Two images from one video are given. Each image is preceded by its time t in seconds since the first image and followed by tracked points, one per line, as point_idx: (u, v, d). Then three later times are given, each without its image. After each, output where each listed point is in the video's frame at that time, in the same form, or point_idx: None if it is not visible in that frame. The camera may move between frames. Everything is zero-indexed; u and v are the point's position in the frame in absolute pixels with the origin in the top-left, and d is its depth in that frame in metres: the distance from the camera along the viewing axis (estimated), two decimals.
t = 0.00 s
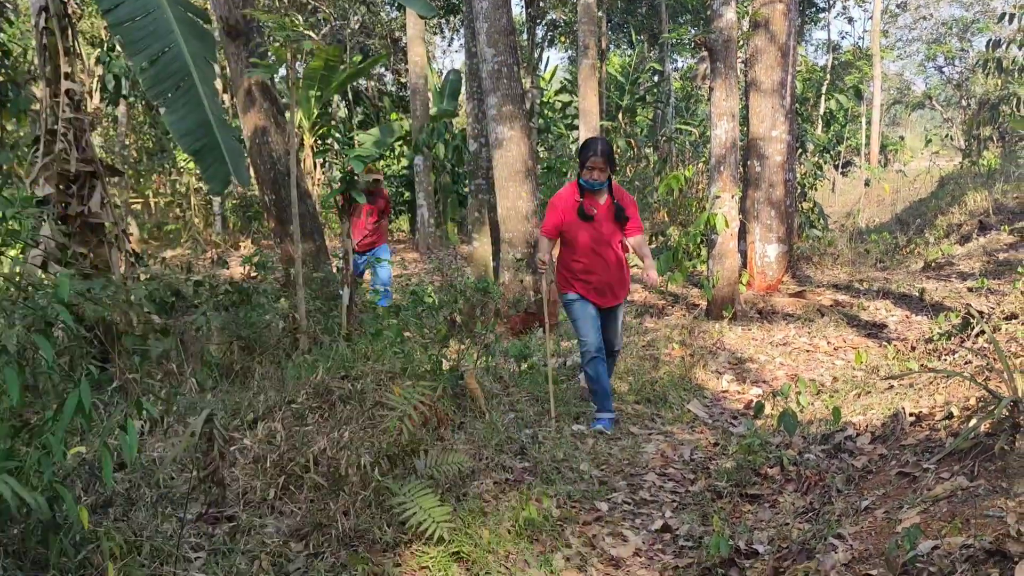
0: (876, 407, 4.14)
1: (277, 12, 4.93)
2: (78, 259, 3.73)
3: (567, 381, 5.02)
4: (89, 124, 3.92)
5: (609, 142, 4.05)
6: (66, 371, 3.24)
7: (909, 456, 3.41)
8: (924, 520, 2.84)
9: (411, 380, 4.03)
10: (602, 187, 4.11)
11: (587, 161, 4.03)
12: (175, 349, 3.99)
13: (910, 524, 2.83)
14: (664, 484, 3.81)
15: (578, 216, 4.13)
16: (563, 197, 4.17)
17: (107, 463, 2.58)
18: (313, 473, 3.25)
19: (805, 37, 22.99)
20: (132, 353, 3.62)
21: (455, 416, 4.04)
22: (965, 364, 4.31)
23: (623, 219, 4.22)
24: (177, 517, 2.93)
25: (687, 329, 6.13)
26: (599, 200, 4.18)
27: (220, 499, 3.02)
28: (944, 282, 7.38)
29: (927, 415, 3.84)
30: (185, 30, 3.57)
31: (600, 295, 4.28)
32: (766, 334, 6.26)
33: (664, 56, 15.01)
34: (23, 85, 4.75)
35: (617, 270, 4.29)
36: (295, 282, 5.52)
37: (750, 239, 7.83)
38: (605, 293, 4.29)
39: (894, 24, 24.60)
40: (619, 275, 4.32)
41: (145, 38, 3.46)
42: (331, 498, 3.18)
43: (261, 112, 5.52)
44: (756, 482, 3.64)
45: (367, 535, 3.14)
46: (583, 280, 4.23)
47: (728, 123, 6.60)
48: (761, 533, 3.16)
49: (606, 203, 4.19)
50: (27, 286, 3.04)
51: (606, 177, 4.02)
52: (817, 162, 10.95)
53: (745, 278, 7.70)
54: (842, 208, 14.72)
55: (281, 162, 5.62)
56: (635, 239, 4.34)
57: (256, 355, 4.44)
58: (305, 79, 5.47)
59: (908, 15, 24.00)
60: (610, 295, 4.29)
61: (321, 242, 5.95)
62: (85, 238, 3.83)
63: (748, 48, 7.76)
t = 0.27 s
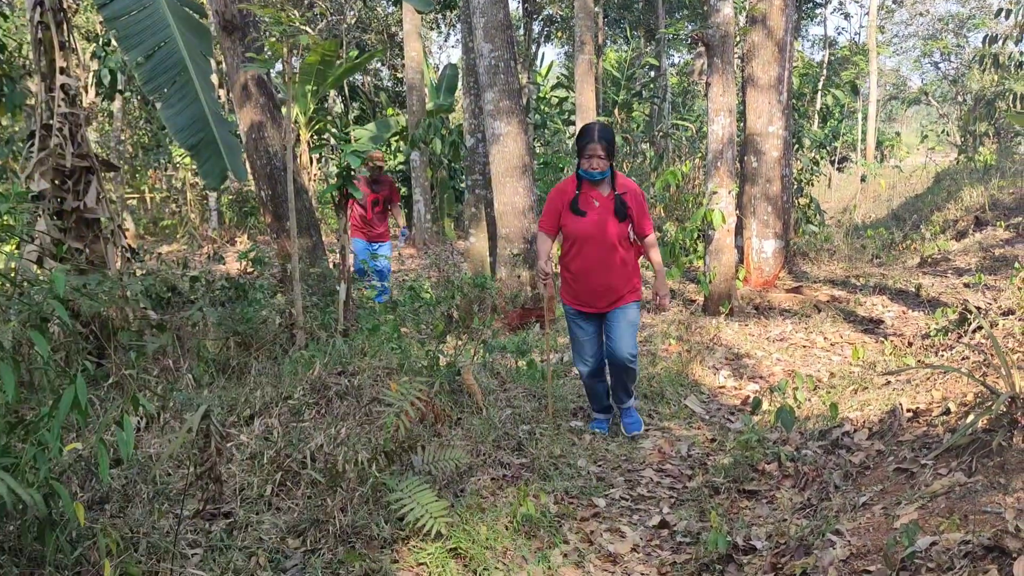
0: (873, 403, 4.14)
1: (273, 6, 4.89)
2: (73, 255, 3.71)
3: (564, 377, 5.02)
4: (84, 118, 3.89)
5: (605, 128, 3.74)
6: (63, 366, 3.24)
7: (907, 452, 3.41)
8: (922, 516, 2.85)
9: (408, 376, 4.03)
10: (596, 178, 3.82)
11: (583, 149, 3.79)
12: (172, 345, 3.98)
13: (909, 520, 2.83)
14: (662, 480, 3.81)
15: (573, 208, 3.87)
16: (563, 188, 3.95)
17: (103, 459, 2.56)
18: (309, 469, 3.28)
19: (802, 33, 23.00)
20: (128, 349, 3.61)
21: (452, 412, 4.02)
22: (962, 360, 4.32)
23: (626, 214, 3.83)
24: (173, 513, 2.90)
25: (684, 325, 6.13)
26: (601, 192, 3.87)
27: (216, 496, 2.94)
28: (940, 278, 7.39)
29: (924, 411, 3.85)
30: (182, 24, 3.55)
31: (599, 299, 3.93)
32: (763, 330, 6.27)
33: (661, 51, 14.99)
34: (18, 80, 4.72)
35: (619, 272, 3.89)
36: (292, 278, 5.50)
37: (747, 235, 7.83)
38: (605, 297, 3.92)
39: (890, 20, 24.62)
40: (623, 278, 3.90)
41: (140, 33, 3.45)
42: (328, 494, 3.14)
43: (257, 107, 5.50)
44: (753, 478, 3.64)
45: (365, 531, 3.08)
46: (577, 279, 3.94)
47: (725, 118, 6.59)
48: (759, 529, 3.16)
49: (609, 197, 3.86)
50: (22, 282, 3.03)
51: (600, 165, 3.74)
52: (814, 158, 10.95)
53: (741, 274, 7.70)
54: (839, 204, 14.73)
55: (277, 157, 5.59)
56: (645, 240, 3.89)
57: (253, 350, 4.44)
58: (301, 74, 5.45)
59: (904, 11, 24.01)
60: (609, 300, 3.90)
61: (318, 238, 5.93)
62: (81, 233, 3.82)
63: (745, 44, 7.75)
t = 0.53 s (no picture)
0: (872, 401, 4.14)
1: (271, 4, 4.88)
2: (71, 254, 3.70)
3: (563, 375, 5.01)
4: (81, 116, 3.87)
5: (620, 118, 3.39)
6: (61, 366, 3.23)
7: (906, 451, 3.41)
8: (921, 515, 2.85)
9: (406, 375, 4.02)
10: (608, 175, 3.43)
11: (593, 142, 3.42)
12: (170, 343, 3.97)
13: (908, 519, 2.83)
14: (660, 479, 3.81)
15: (580, 206, 3.47)
16: (569, 185, 3.56)
17: (101, 459, 2.55)
18: (308, 468, 3.27)
19: (799, 31, 23.01)
20: (126, 348, 3.60)
21: (451, 411, 4.01)
22: (961, 358, 4.32)
23: (640, 217, 3.45)
24: (171, 513, 2.90)
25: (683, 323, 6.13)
26: (612, 191, 3.48)
27: (215, 495, 2.93)
28: (938, 276, 7.40)
29: (923, 410, 3.85)
30: (179, 22, 3.54)
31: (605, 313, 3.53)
32: (761, 328, 6.27)
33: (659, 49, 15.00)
34: (15, 79, 4.70)
35: (629, 283, 3.47)
36: (290, 276, 5.49)
37: (745, 233, 7.83)
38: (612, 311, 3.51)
39: (887, 18, 24.68)
40: (634, 290, 3.48)
41: (137, 31, 3.43)
42: (326, 493, 3.14)
43: (255, 105, 5.49)
44: (752, 477, 3.64)
45: (364, 530, 3.08)
46: (583, 288, 3.53)
47: (723, 116, 6.58)
48: (759, 528, 3.16)
49: (622, 197, 3.47)
50: (19, 281, 3.02)
51: (612, 162, 3.38)
52: (812, 156, 10.95)
53: (740, 272, 7.69)
54: (836, 202, 14.75)
55: (275, 156, 5.58)
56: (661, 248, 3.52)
57: (251, 349, 4.43)
58: (299, 72, 5.44)
59: (901, 10, 24.06)
60: (617, 314, 3.50)
61: (316, 237, 5.92)
62: (79, 231, 3.80)
63: (743, 42, 7.75)
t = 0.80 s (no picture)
0: (873, 403, 4.15)
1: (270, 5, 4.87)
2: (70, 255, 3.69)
3: (563, 377, 5.01)
4: (80, 118, 3.87)
5: (611, 106, 2.95)
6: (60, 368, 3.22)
7: (908, 453, 3.42)
8: (923, 517, 2.85)
9: (406, 377, 4.02)
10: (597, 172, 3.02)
11: (582, 134, 3.00)
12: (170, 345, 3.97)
13: (910, 522, 2.84)
14: (661, 481, 3.81)
15: (570, 207, 3.12)
16: (565, 181, 3.18)
17: (102, 462, 2.54)
18: (308, 471, 3.26)
19: (798, 32, 23.04)
20: (125, 349, 3.59)
21: (452, 413, 4.01)
22: (961, 360, 4.33)
23: (636, 219, 3.00)
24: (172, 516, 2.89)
25: (682, 325, 6.14)
26: (607, 190, 3.07)
27: (216, 498, 2.92)
28: (937, 277, 7.41)
29: (924, 412, 3.86)
30: (179, 23, 3.53)
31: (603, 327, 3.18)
32: (761, 329, 6.27)
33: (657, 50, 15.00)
34: (14, 80, 4.69)
35: (624, 295, 3.10)
36: (289, 278, 5.48)
37: (745, 234, 7.83)
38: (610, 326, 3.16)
39: (885, 19, 24.71)
40: (629, 303, 3.12)
41: (137, 32, 3.43)
42: (327, 496, 3.14)
43: (254, 107, 5.48)
44: (753, 479, 3.64)
45: (366, 533, 3.08)
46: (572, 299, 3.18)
47: (723, 118, 6.59)
48: (760, 531, 3.16)
49: (617, 196, 3.05)
50: (19, 283, 3.01)
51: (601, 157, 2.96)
52: (811, 157, 10.96)
53: (739, 273, 7.70)
54: (835, 203, 14.76)
55: (274, 157, 5.58)
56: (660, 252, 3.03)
57: (250, 351, 4.43)
58: (299, 73, 5.44)
59: (899, 10, 24.10)
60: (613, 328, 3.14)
61: (315, 238, 5.91)
62: (78, 233, 3.80)
63: (742, 43, 7.76)
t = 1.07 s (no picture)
0: (875, 407, 4.15)
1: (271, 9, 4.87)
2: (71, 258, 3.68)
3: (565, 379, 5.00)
4: (81, 121, 3.86)
5: (602, 109, 2.68)
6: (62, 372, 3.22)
7: (910, 456, 3.43)
8: (926, 522, 2.88)
9: (408, 380, 4.02)
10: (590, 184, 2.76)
11: (570, 141, 2.73)
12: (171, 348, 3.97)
13: (913, 527, 2.85)
14: (663, 485, 3.81)
15: (556, 223, 2.82)
16: (549, 196, 2.91)
17: (106, 466, 2.54)
18: (311, 475, 3.26)
19: (797, 34, 23.06)
20: (127, 353, 3.59)
21: (454, 416, 4.01)
22: (963, 363, 4.34)
23: (635, 235, 2.73)
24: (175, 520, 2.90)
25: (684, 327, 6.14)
26: (600, 203, 2.80)
27: (219, 503, 2.92)
28: (937, 280, 7.42)
29: (926, 415, 3.88)
30: (181, 27, 3.54)
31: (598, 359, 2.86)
32: (762, 332, 6.28)
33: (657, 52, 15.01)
34: (15, 83, 4.69)
35: (620, 321, 2.81)
36: (291, 281, 5.49)
37: (745, 236, 7.83)
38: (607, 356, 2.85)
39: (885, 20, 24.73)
40: (626, 329, 2.82)
41: (139, 36, 3.42)
42: (330, 500, 3.14)
43: (255, 110, 5.47)
44: (755, 482, 3.64)
45: (369, 537, 3.09)
46: (563, 327, 2.87)
47: (723, 120, 6.60)
48: (763, 535, 3.16)
49: (611, 210, 2.78)
50: (20, 286, 3.01)
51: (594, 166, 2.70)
52: (811, 159, 10.97)
53: (740, 275, 7.70)
54: (835, 204, 14.76)
55: (275, 160, 5.58)
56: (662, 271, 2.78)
57: (252, 354, 4.43)
58: (300, 76, 5.43)
59: (899, 12, 24.13)
60: (610, 359, 2.83)
61: (316, 241, 5.91)
62: (79, 236, 3.79)
63: (743, 46, 7.76)
